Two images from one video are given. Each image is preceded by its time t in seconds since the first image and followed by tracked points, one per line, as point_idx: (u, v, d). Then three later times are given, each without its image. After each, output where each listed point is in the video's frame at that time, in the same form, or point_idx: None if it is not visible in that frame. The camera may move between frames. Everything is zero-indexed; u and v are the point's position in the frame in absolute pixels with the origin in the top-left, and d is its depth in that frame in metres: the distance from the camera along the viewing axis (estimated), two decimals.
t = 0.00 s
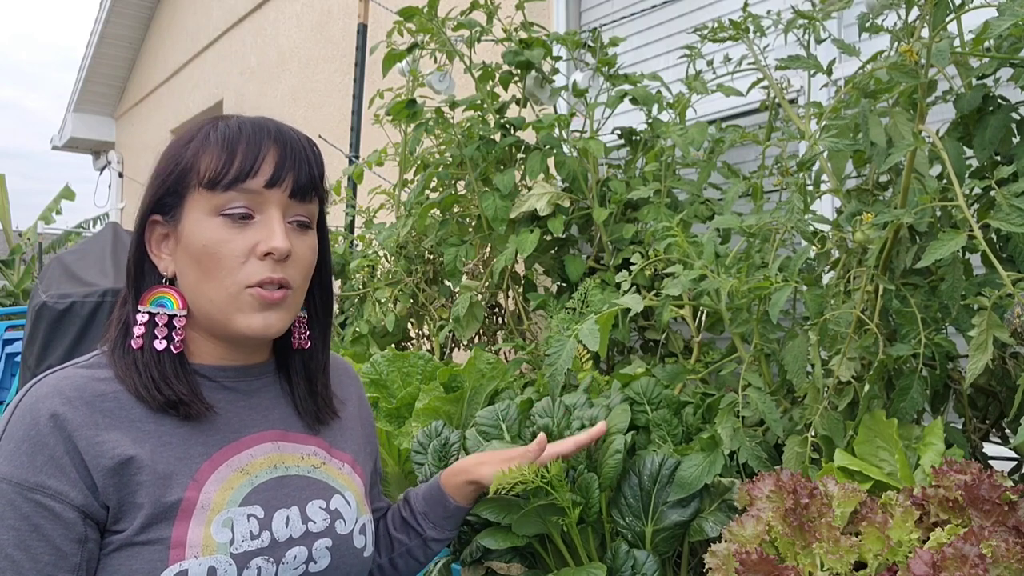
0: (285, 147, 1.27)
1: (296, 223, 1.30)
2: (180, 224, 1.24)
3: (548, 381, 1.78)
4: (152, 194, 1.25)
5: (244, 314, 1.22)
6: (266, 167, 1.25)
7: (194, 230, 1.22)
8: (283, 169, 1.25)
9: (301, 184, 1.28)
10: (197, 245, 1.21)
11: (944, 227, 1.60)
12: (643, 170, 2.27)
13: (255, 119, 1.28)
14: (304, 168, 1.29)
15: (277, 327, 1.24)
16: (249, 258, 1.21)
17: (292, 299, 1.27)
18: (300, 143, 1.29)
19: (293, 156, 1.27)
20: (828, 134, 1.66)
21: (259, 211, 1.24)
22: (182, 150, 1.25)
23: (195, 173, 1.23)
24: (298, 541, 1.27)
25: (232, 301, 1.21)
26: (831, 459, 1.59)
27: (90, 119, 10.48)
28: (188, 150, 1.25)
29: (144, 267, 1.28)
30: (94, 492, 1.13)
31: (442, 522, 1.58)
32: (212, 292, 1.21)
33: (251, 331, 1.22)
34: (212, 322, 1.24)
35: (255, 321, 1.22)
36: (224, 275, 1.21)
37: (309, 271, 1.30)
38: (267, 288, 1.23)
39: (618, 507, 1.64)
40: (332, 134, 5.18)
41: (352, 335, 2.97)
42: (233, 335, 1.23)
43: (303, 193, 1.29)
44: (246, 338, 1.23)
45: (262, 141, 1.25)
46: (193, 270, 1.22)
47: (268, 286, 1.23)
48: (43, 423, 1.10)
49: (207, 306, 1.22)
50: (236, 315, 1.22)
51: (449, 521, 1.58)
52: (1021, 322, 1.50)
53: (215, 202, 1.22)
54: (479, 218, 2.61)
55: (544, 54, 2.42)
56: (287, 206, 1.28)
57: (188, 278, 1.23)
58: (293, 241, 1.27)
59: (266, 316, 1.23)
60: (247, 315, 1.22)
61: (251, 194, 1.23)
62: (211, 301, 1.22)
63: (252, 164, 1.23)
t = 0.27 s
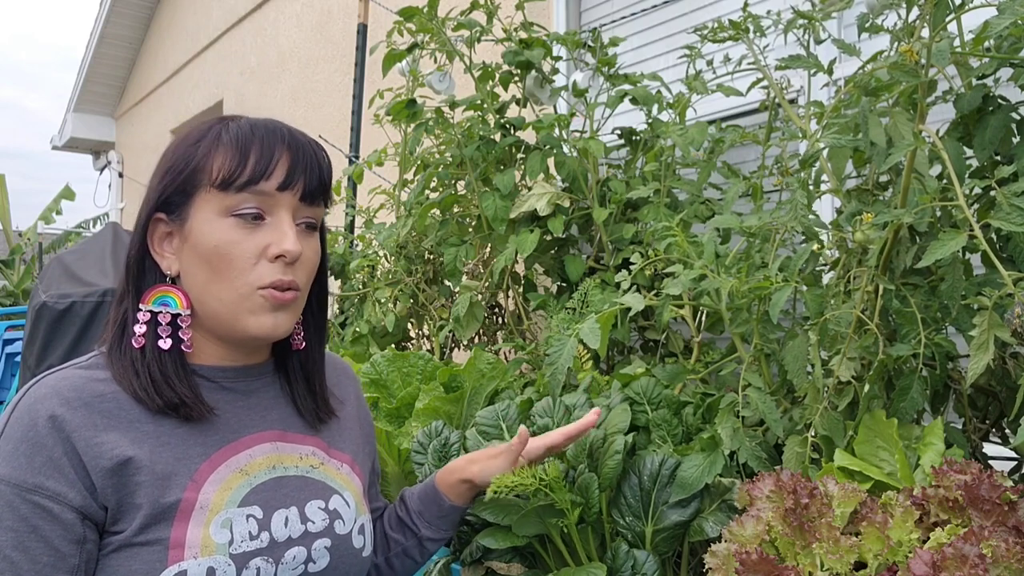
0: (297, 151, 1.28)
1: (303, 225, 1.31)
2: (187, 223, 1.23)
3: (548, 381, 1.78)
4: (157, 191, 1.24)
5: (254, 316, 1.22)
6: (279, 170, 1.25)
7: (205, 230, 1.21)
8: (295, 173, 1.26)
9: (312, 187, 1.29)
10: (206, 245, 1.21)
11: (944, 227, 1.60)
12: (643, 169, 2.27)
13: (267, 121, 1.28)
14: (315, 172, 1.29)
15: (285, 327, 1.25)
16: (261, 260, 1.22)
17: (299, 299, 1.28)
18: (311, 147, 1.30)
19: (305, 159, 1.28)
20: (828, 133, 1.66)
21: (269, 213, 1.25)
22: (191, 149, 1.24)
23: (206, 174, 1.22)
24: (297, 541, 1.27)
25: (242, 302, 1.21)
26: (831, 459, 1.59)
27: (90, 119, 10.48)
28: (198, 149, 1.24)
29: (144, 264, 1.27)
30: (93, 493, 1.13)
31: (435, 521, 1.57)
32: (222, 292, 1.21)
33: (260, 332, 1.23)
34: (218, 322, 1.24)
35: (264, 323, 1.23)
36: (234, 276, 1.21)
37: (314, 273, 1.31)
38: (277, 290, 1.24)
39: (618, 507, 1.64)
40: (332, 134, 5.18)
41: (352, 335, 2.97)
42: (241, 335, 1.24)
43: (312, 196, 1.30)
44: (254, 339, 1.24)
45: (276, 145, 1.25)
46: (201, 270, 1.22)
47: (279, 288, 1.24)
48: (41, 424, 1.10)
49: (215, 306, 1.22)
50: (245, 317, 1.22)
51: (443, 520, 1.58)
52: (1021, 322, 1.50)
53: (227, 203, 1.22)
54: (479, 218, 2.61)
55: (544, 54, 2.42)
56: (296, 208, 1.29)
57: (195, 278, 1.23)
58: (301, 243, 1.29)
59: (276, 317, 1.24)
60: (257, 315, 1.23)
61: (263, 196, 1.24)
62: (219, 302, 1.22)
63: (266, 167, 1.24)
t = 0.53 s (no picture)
0: (308, 155, 1.28)
1: (309, 228, 1.32)
2: (194, 221, 1.22)
3: (548, 381, 1.78)
4: (164, 189, 1.22)
5: (262, 317, 1.22)
6: (290, 172, 1.26)
7: (214, 229, 1.20)
8: (307, 176, 1.27)
9: (320, 191, 1.30)
10: (216, 244, 1.20)
11: (944, 227, 1.60)
12: (643, 170, 2.27)
13: (278, 123, 1.28)
14: (324, 175, 1.30)
15: (292, 328, 1.25)
16: (271, 261, 1.22)
17: (303, 301, 1.28)
18: (320, 150, 1.31)
19: (315, 162, 1.29)
20: (828, 134, 1.66)
21: (279, 214, 1.25)
22: (202, 149, 1.23)
23: (217, 174, 1.22)
24: (297, 541, 1.27)
25: (251, 302, 1.21)
26: (831, 459, 1.59)
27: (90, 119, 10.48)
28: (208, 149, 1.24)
29: (146, 264, 1.25)
30: (93, 493, 1.13)
31: (431, 517, 1.57)
32: (230, 292, 1.21)
33: (268, 333, 1.23)
34: (224, 322, 1.23)
35: (272, 324, 1.23)
36: (243, 276, 1.21)
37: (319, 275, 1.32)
38: (286, 291, 1.24)
39: (618, 507, 1.64)
40: (332, 134, 5.18)
41: (353, 335, 2.97)
42: (247, 336, 1.23)
43: (320, 200, 1.31)
44: (260, 340, 1.24)
45: (287, 147, 1.26)
46: (210, 270, 1.21)
47: (287, 289, 1.24)
48: (41, 425, 1.11)
49: (222, 307, 1.22)
50: (252, 317, 1.22)
51: (439, 515, 1.57)
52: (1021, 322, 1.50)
53: (238, 203, 1.22)
54: (479, 218, 2.61)
55: (544, 54, 2.42)
56: (304, 211, 1.29)
57: (202, 277, 1.22)
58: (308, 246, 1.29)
59: (284, 318, 1.24)
60: (266, 316, 1.22)
61: (274, 197, 1.24)
62: (227, 302, 1.21)
63: (278, 169, 1.24)
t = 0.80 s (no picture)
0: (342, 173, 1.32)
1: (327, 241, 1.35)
2: (229, 221, 1.21)
3: (548, 381, 1.78)
4: (199, 184, 1.20)
5: (288, 324, 1.24)
6: (329, 188, 1.28)
7: (254, 232, 1.20)
8: (342, 195, 1.30)
9: (346, 209, 1.34)
10: (252, 248, 1.20)
11: (944, 227, 1.60)
12: (643, 169, 2.27)
13: (315, 137, 1.30)
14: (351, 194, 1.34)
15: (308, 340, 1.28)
16: (305, 270, 1.24)
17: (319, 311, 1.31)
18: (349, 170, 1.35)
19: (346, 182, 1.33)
20: (828, 134, 1.66)
21: (313, 227, 1.27)
22: (243, 153, 1.23)
23: (261, 180, 1.22)
24: (297, 539, 1.27)
25: (279, 310, 1.23)
26: (831, 459, 1.59)
27: (90, 119, 10.48)
28: (248, 152, 1.23)
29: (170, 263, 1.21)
30: (93, 495, 1.13)
31: (425, 510, 1.55)
32: (262, 297, 1.21)
33: (289, 342, 1.25)
34: (247, 325, 1.23)
35: (296, 332, 1.25)
36: (276, 283, 1.22)
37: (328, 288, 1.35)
38: (310, 302, 1.26)
39: (618, 507, 1.64)
40: (332, 134, 5.18)
41: (353, 335, 2.97)
42: (270, 342, 1.24)
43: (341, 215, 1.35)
44: (283, 346, 1.25)
45: (329, 164, 1.29)
46: (242, 272, 1.21)
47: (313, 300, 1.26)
48: (37, 429, 1.11)
49: (249, 310, 1.22)
50: (280, 324, 1.23)
51: (433, 510, 1.55)
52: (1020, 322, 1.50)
53: (279, 210, 1.22)
54: (479, 218, 2.61)
55: (544, 54, 2.42)
56: (329, 225, 1.32)
57: (232, 279, 1.21)
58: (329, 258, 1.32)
59: (305, 329, 1.26)
60: (290, 326, 1.24)
61: (313, 210, 1.26)
62: (258, 306, 1.22)
63: (321, 184, 1.27)
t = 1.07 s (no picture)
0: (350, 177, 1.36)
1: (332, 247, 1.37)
2: (245, 221, 1.22)
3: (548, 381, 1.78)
4: (216, 184, 1.21)
5: (299, 324, 1.25)
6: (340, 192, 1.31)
7: (270, 232, 1.21)
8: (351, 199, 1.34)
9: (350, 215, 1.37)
10: (269, 247, 1.21)
11: (944, 227, 1.60)
12: (643, 169, 2.27)
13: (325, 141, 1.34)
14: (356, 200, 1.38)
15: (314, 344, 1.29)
16: (318, 270, 1.26)
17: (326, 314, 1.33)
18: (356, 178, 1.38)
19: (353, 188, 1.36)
20: (828, 133, 1.66)
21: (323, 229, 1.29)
22: (259, 154, 1.25)
23: (277, 181, 1.24)
24: (298, 539, 1.27)
25: (293, 310, 1.24)
26: (831, 459, 1.59)
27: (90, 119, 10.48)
28: (262, 154, 1.25)
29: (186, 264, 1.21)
30: (94, 495, 1.13)
31: (421, 505, 1.55)
32: (276, 296, 1.22)
33: (300, 342, 1.26)
34: (256, 326, 1.23)
35: (306, 333, 1.26)
36: (291, 283, 1.23)
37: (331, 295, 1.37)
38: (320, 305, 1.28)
39: (618, 507, 1.64)
40: (331, 133, 5.18)
41: (352, 335, 2.97)
42: (280, 342, 1.25)
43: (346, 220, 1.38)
44: (292, 347, 1.26)
45: (340, 168, 1.32)
46: (257, 271, 1.21)
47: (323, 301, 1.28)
48: (38, 430, 1.11)
49: (262, 310, 1.22)
50: (292, 324, 1.24)
51: (428, 505, 1.54)
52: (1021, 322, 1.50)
53: (294, 211, 1.24)
54: (479, 218, 2.61)
55: (544, 54, 2.42)
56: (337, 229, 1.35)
57: (247, 278, 1.22)
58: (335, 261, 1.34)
59: (314, 331, 1.28)
60: (303, 326, 1.25)
61: (325, 211, 1.28)
62: (271, 306, 1.22)
63: (334, 187, 1.30)
